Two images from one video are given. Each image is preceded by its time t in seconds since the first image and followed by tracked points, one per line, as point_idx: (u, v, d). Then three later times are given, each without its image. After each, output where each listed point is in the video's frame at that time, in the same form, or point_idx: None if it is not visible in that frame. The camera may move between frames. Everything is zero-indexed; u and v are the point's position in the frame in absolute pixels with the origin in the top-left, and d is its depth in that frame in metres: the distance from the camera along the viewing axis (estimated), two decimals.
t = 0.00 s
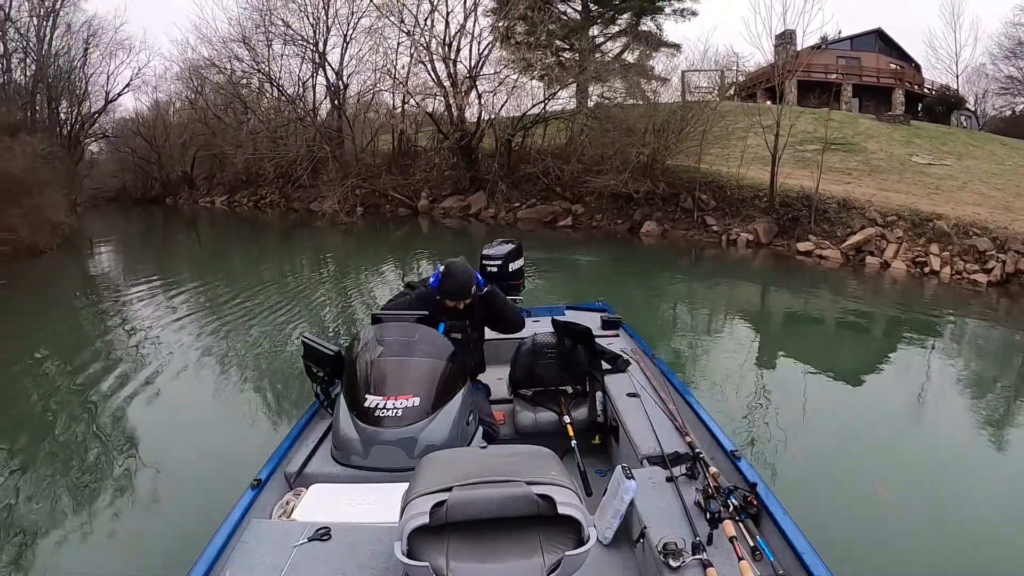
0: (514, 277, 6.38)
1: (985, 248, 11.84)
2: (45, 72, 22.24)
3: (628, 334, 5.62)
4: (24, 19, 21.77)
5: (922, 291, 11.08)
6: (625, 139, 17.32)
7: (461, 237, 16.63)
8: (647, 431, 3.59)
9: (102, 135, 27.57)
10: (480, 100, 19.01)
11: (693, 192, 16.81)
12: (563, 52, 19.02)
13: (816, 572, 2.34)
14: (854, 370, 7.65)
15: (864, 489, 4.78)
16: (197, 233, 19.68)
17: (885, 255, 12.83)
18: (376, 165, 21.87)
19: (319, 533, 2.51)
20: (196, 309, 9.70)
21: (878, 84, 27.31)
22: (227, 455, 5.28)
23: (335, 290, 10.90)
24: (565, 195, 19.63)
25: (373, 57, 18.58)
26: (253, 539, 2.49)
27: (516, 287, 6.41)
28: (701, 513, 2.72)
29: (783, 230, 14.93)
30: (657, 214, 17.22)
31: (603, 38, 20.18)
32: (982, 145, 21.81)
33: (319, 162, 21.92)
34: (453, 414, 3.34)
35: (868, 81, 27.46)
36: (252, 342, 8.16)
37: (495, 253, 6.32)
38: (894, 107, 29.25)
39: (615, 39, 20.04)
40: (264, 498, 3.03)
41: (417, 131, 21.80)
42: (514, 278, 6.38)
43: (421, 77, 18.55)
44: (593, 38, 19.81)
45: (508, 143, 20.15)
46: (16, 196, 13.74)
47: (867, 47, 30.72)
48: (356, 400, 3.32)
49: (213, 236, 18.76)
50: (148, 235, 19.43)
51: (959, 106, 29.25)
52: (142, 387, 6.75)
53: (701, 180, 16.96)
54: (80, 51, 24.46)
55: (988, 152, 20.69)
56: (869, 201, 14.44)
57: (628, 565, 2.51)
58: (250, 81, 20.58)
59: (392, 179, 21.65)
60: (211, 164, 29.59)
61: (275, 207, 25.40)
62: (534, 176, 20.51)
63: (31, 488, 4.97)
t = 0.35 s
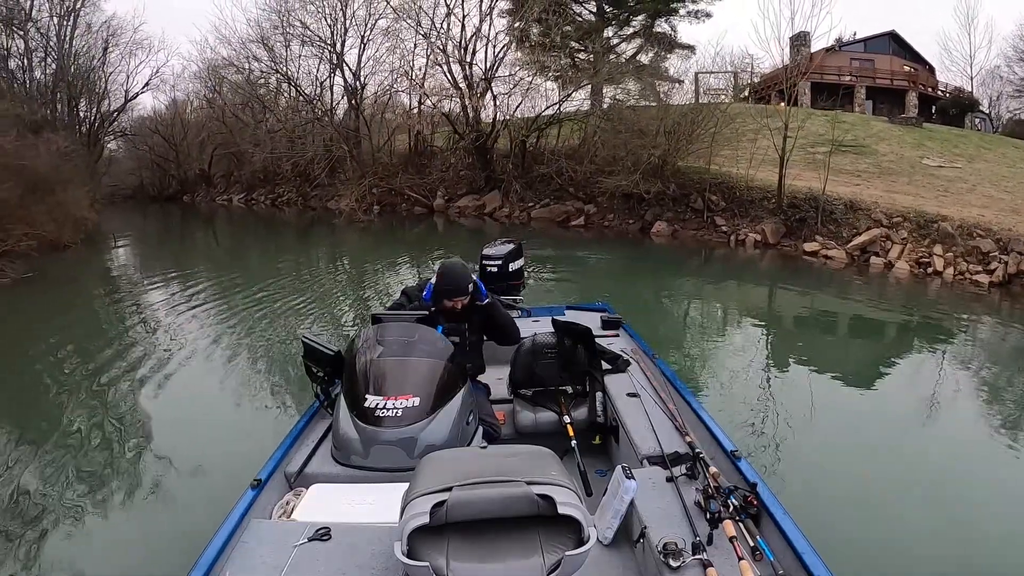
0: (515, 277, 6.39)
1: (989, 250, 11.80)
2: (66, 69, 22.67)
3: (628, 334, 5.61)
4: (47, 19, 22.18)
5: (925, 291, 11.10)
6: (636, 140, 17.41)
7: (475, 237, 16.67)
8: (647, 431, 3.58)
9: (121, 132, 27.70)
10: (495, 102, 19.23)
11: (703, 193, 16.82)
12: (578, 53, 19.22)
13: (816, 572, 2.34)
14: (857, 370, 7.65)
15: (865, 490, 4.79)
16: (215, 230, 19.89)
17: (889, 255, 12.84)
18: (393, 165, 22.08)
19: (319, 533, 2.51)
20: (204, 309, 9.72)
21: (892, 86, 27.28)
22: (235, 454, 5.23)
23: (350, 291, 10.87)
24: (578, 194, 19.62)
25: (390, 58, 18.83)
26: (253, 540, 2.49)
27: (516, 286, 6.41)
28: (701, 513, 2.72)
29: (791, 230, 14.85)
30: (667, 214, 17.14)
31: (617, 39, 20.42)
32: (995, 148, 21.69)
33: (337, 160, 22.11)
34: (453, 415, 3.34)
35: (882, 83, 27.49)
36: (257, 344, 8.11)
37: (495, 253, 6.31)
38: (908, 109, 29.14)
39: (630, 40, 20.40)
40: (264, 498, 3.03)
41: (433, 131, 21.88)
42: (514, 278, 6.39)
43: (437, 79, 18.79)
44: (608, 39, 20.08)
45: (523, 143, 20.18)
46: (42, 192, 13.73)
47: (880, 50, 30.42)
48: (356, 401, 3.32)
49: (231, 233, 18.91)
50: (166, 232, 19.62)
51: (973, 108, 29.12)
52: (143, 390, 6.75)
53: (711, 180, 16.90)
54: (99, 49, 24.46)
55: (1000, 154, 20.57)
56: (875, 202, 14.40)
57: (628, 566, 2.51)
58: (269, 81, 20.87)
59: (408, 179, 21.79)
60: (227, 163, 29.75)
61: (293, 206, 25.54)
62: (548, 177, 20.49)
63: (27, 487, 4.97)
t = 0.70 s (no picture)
0: (515, 277, 6.40)
1: (993, 249, 11.76)
2: (89, 70, 22.63)
3: (628, 334, 5.61)
4: (69, 20, 22.14)
5: (930, 290, 11.11)
6: (648, 141, 17.42)
7: (491, 237, 16.75)
8: (647, 431, 3.58)
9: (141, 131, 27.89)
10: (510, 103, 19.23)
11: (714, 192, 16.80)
12: (593, 54, 19.39)
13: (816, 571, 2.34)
14: (858, 368, 7.64)
15: (865, 489, 4.80)
16: (233, 228, 20.11)
17: (895, 254, 12.85)
18: (409, 164, 22.32)
19: (319, 533, 2.51)
20: (212, 309, 9.76)
21: (906, 86, 27.35)
22: (239, 458, 5.28)
23: (363, 291, 10.87)
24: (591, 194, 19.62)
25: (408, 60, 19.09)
26: (253, 540, 2.49)
27: (516, 286, 6.41)
28: (701, 513, 2.72)
29: (799, 230, 14.84)
30: (679, 214, 17.11)
31: (632, 40, 20.71)
32: (1009, 149, 21.48)
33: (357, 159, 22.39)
34: (454, 415, 3.35)
35: (897, 84, 27.48)
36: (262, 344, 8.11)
37: (495, 253, 6.32)
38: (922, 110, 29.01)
39: (645, 41, 20.67)
40: (264, 498, 3.04)
41: (450, 131, 21.94)
42: (514, 278, 6.39)
43: (455, 81, 18.99)
44: (623, 39, 20.38)
45: (538, 144, 20.27)
46: (68, 190, 13.86)
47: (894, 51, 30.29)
48: (357, 401, 3.32)
49: (251, 231, 19.07)
50: (186, 229, 19.85)
51: (987, 109, 28.95)
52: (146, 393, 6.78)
53: (722, 180, 16.85)
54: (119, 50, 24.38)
55: (1013, 155, 20.37)
56: (883, 202, 14.36)
57: (628, 566, 2.51)
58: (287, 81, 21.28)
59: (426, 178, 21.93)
60: (245, 162, 29.94)
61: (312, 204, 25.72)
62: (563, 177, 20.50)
63: (39, 484, 5.06)
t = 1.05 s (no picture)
0: (515, 276, 6.41)
1: (998, 248, 11.73)
2: (109, 71, 22.73)
3: (628, 334, 5.61)
4: (90, 22, 21.91)
5: (936, 288, 11.12)
6: (660, 141, 17.37)
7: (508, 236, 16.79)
8: (647, 431, 3.58)
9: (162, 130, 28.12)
10: (526, 105, 19.48)
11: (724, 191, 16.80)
12: (609, 54, 19.58)
13: (816, 571, 2.34)
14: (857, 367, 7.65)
15: (865, 489, 4.80)
16: (252, 226, 20.35)
17: (901, 253, 12.84)
18: (428, 164, 22.65)
19: (319, 533, 2.52)
20: (221, 311, 9.83)
21: (921, 86, 27.33)
22: (239, 460, 5.32)
23: (373, 292, 10.88)
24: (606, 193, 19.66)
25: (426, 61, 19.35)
26: (253, 540, 2.49)
27: (516, 286, 6.42)
28: (701, 513, 2.72)
29: (808, 229, 14.81)
30: (691, 214, 17.09)
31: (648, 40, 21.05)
32: None
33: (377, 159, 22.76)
34: (454, 415, 3.35)
35: (911, 84, 27.50)
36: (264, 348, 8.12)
37: (495, 253, 6.31)
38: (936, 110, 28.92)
39: (661, 42, 20.96)
40: (264, 498, 3.04)
41: (468, 131, 22.08)
42: (514, 278, 6.41)
43: (471, 81, 19.29)
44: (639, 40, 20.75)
45: (553, 144, 20.33)
46: (93, 190, 13.89)
47: (910, 50, 30.30)
48: (357, 401, 3.32)
49: (269, 230, 19.25)
50: (206, 227, 20.17)
51: (1004, 109, 28.71)
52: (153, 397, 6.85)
53: (734, 180, 16.83)
54: (139, 51, 24.57)
55: None
56: (891, 201, 14.32)
57: (628, 566, 2.51)
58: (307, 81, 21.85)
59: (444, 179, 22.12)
60: (264, 160, 30.05)
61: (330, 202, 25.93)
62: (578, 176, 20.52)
63: (65, 482, 5.20)
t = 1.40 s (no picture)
0: (515, 276, 6.41)
1: (1004, 245, 11.67)
2: (128, 73, 22.70)
3: (628, 334, 5.60)
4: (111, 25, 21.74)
5: (943, 284, 11.15)
6: (672, 143, 17.42)
7: (526, 235, 16.81)
8: (647, 431, 3.57)
9: (181, 131, 28.35)
10: (542, 105, 19.27)
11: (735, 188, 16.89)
12: (625, 54, 19.64)
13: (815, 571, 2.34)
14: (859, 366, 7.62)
15: (865, 489, 4.80)
16: (271, 226, 20.55)
17: (908, 249, 12.82)
18: (446, 164, 22.95)
19: (319, 533, 2.52)
20: (239, 307, 10.04)
21: (935, 84, 27.26)
22: (244, 458, 5.35)
23: (383, 292, 10.90)
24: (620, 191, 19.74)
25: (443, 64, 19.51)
26: (253, 540, 2.49)
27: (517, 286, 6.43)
28: (701, 513, 2.71)
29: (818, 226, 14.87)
30: (704, 212, 17.08)
31: (664, 41, 21.34)
32: None
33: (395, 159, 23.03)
34: (454, 414, 3.35)
35: (925, 81, 27.45)
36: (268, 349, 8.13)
37: (495, 253, 6.32)
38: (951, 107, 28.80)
39: (676, 42, 21.46)
40: (264, 498, 3.04)
41: (485, 132, 22.21)
42: (514, 278, 6.40)
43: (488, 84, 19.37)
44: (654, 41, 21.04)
45: (568, 145, 20.28)
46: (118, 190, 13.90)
47: (924, 48, 30.31)
48: (357, 401, 3.33)
49: (288, 229, 19.40)
50: (226, 227, 20.43)
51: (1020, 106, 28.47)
52: (159, 399, 6.91)
53: (745, 180, 16.84)
54: (160, 54, 24.63)
55: None
56: (901, 199, 14.28)
57: (628, 566, 2.51)
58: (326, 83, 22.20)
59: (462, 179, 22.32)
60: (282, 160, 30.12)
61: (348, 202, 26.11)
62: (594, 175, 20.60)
63: (87, 476, 5.31)
